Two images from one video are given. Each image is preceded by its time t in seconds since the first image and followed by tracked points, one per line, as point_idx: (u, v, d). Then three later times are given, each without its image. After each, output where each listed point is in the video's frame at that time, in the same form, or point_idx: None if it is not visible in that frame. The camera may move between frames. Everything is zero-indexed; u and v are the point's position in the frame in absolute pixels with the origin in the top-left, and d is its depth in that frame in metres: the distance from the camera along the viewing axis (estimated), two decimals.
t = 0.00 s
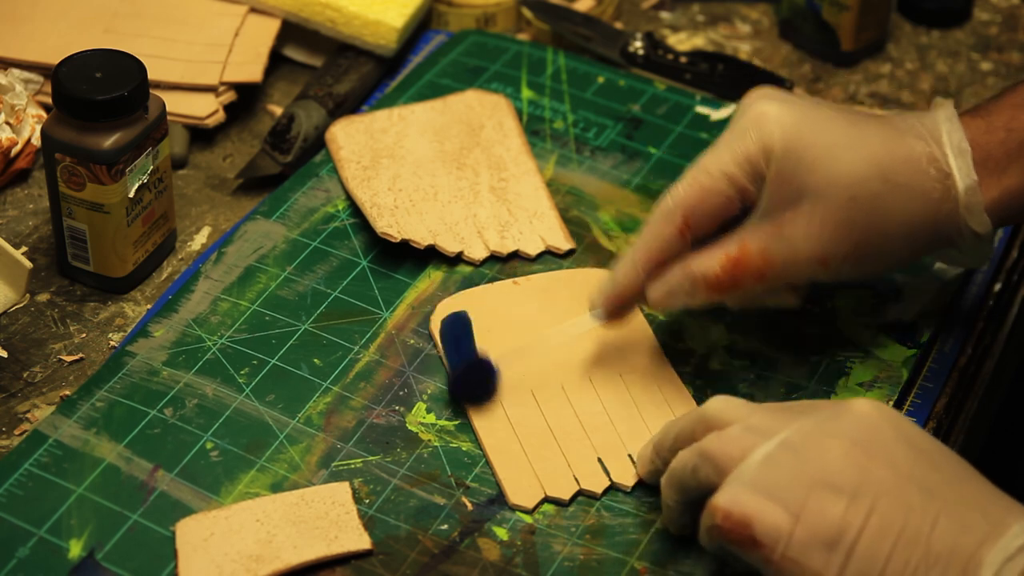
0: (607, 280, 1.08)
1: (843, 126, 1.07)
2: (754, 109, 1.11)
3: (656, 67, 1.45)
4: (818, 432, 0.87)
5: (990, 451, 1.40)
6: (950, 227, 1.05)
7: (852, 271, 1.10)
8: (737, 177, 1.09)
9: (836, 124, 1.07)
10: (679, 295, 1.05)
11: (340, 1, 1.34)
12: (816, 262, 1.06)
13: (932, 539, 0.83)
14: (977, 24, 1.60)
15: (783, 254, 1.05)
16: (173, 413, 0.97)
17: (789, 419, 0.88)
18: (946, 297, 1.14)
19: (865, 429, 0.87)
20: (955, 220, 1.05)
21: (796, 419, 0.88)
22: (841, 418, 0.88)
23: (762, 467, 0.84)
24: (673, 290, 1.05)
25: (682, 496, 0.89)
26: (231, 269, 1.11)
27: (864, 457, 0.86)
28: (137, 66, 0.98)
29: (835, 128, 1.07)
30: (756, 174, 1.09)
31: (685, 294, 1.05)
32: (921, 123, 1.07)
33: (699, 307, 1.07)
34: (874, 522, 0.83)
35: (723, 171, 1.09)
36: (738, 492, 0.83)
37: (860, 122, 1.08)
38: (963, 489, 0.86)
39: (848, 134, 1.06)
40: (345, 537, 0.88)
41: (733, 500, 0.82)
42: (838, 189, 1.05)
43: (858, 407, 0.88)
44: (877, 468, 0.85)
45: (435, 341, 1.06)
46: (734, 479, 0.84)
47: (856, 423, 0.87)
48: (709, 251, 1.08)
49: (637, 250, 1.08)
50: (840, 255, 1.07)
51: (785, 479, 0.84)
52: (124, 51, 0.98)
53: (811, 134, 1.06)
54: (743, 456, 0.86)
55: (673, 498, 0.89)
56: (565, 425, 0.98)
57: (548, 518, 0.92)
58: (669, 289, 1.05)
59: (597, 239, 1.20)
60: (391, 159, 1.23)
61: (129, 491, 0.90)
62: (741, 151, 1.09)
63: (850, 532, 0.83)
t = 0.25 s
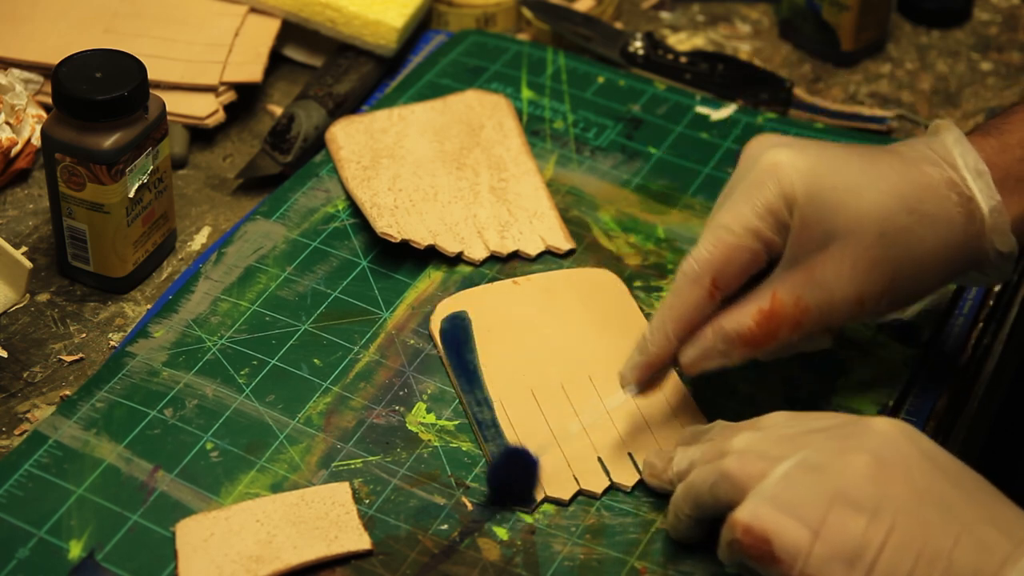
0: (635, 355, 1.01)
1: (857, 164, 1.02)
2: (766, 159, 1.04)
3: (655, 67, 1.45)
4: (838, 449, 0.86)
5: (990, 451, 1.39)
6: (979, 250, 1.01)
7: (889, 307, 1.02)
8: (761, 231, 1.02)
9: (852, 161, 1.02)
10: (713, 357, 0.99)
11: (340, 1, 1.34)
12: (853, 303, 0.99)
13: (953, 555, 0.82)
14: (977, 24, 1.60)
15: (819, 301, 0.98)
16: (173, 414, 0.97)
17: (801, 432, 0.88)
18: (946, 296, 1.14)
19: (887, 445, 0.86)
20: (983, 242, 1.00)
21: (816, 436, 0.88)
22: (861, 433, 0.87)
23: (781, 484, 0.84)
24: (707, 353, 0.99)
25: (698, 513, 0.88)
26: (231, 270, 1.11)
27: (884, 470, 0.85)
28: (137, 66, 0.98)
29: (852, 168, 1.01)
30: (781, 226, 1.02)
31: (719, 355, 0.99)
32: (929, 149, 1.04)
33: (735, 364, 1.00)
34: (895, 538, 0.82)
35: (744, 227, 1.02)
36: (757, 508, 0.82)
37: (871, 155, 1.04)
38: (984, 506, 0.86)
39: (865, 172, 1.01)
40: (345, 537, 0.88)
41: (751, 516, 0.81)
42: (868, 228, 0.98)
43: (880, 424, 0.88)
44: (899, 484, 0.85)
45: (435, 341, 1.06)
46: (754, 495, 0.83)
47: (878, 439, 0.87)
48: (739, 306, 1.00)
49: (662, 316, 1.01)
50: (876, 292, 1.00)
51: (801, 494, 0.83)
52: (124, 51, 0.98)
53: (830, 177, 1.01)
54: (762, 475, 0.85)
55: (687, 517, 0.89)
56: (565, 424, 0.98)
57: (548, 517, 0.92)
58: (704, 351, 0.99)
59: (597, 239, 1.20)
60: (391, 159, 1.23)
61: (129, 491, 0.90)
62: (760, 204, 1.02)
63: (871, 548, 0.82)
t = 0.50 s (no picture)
0: (584, 220, 1.14)
1: (820, 83, 1.08)
2: (732, 61, 1.11)
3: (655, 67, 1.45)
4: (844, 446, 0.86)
5: (990, 451, 1.40)
6: (920, 184, 1.08)
7: (825, 224, 1.12)
8: (713, 127, 1.10)
9: (811, 78, 1.08)
10: (650, 237, 1.11)
11: (340, 1, 1.34)
12: (786, 215, 1.09)
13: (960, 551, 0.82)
14: (977, 24, 1.60)
15: (753, 207, 1.08)
16: (173, 414, 0.97)
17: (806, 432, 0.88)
18: (944, 297, 1.15)
19: (893, 443, 0.86)
20: (927, 176, 1.07)
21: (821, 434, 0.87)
22: (866, 431, 0.87)
23: (788, 480, 0.83)
24: (647, 230, 1.11)
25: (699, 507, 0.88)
26: (231, 270, 1.11)
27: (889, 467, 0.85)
28: (138, 65, 0.98)
29: (807, 79, 1.08)
30: (734, 126, 1.11)
31: (655, 237, 1.11)
32: (901, 84, 1.09)
33: (673, 247, 1.12)
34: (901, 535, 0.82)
35: (699, 121, 1.10)
36: (762, 504, 0.82)
37: (832, 71, 1.10)
38: (991, 503, 0.86)
39: (820, 86, 1.08)
40: (345, 537, 0.88)
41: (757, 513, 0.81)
42: (808, 145, 1.07)
43: (885, 422, 0.87)
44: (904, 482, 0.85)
45: (435, 341, 1.06)
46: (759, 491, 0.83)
47: (884, 436, 0.87)
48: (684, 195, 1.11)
49: (614, 190, 1.12)
50: (811, 208, 1.09)
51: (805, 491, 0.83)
52: (124, 51, 0.98)
53: (785, 87, 1.08)
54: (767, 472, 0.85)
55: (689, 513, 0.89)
56: (565, 424, 0.99)
57: (548, 517, 0.93)
58: (641, 232, 1.11)
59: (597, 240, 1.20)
60: (391, 160, 1.23)
61: (129, 492, 0.90)
62: (718, 101, 1.10)
63: (877, 546, 0.82)
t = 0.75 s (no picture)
0: (659, 350, 1.01)
1: (868, 156, 1.03)
2: (780, 149, 1.05)
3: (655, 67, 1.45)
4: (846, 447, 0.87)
5: (991, 451, 1.40)
6: (994, 237, 1.00)
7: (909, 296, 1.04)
8: (781, 222, 1.03)
9: (866, 154, 1.03)
10: (736, 349, 1.00)
11: (340, 1, 1.34)
12: (873, 292, 1.00)
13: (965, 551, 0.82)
14: (977, 24, 1.60)
15: (840, 297, 0.99)
16: (173, 414, 0.97)
17: (809, 431, 0.88)
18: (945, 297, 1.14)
19: (895, 443, 0.87)
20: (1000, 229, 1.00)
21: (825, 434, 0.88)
22: (869, 432, 0.88)
23: (792, 479, 0.84)
24: (731, 344, 1.00)
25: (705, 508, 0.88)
26: (231, 270, 1.11)
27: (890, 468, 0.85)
28: (138, 66, 0.98)
29: (857, 158, 1.02)
30: (798, 216, 1.03)
31: (741, 349, 1.00)
32: (943, 137, 1.04)
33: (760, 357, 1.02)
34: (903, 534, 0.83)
35: (761, 220, 1.02)
36: (767, 503, 0.82)
37: (881, 146, 1.04)
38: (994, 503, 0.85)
39: (874, 160, 1.02)
40: (345, 537, 0.88)
41: (762, 513, 0.82)
42: (881, 218, 1.00)
43: (889, 422, 0.88)
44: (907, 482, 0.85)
45: (435, 341, 1.06)
46: (762, 490, 0.83)
47: (886, 436, 0.87)
48: (762, 298, 1.02)
49: (685, 310, 1.02)
50: (896, 284, 1.01)
51: (806, 492, 0.83)
52: (124, 51, 0.98)
53: (840, 168, 1.02)
54: (772, 471, 0.85)
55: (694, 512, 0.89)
56: (565, 425, 0.99)
57: (548, 517, 0.93)
58: (725, 346, 1.00)
59: (597, 239, 1.20)
60: (391, 160, 1.23)
61: (129, 492, 0.90)
62: (774, 195, 1.03)
63: (880, 545, 0.82)
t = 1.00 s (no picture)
0: (601, 213, 1.14)
1: (834, 66, 1.09)
2: (747, 46, 1.12)
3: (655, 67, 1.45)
4: (855, 451, 0.86)
5: (990, 451, 1.40)
6: (933, 166, 1.06)
7: (842, 209, 1.11)
8: (728, 113, 1.11)
9: (824, 62, 1.09)
10: (669, 225, 1.10)
11: (340, 1, 1.34)
12: (801, 200, 1.08)
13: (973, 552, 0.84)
14: (977, 24, 1.60)
15: (767, 195, 1.07)
16: (173, 415, 0.97)
17: (814, 435, 0.88)
18: (945, 297, 1.14)
19: (904, 447, 0.87)
20: (940, 158, 1.06)
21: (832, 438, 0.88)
22: (876, 435, 0.88)
23: (801, 484, 0.83)
24: (664, 221, 1.10)
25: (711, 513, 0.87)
26: (231, 271, 1.11)
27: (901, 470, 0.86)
28: (138, 66, 0.98)
29: (821, 62, 1.09)
30: (748, 109, 1.11)
31: (674, 224, 1.09)
32: (917, 66, 1.07)
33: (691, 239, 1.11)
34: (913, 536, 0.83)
35: (715, 107, 1.11)
36: (776, 508, 0.81)
37: (852, 61, 1.10)
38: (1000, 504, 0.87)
39: (835, 70, 1.08)
40: (345, 537, 0.88)
41: (769, 517, 0.80)
42: (821, 128, 1.07)
43: (897, 425, 0.88)
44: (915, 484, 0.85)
45: (435, 341, 1.06)
46: (771, 496, 0.82)
47: (892, 439, 0.87)
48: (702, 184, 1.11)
49: (629, 182, 1.13)
50: (824, 195, 1.08)
51: (815, 496, 0.82)
52: (124, 51, 0.98)
53: (799, 68, 1.08)
54: (779, 476, 0.84)
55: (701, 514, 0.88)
56: (565, 423, 0.99)
57: (548, 517, 0.93)
58: (660, 224, 1.10)
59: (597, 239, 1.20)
60: (391, 160, 1.23)
61: (129, 492, 0.90)
62: (732, 87, 1.11)
63: (891, 548, 0.83)
